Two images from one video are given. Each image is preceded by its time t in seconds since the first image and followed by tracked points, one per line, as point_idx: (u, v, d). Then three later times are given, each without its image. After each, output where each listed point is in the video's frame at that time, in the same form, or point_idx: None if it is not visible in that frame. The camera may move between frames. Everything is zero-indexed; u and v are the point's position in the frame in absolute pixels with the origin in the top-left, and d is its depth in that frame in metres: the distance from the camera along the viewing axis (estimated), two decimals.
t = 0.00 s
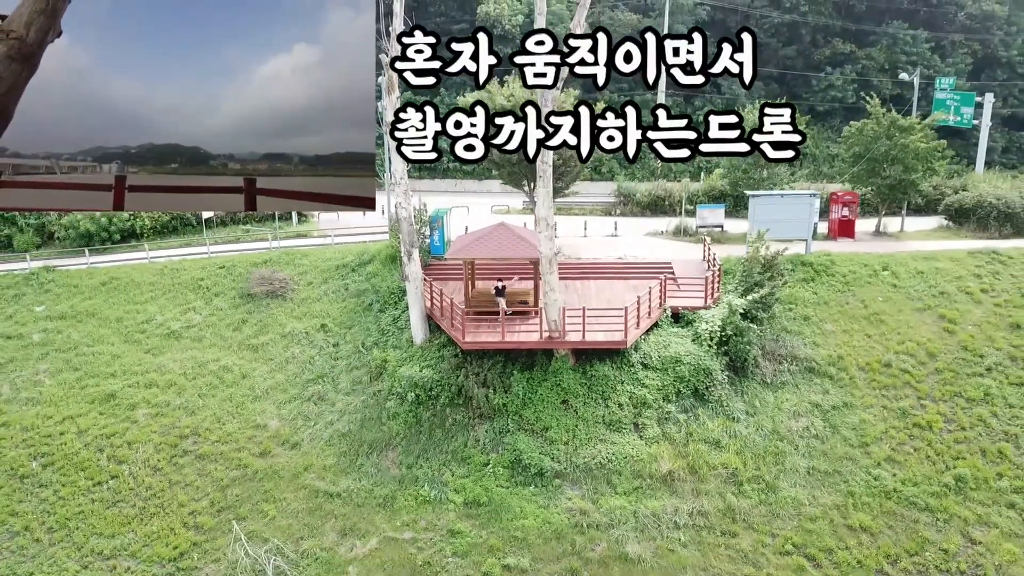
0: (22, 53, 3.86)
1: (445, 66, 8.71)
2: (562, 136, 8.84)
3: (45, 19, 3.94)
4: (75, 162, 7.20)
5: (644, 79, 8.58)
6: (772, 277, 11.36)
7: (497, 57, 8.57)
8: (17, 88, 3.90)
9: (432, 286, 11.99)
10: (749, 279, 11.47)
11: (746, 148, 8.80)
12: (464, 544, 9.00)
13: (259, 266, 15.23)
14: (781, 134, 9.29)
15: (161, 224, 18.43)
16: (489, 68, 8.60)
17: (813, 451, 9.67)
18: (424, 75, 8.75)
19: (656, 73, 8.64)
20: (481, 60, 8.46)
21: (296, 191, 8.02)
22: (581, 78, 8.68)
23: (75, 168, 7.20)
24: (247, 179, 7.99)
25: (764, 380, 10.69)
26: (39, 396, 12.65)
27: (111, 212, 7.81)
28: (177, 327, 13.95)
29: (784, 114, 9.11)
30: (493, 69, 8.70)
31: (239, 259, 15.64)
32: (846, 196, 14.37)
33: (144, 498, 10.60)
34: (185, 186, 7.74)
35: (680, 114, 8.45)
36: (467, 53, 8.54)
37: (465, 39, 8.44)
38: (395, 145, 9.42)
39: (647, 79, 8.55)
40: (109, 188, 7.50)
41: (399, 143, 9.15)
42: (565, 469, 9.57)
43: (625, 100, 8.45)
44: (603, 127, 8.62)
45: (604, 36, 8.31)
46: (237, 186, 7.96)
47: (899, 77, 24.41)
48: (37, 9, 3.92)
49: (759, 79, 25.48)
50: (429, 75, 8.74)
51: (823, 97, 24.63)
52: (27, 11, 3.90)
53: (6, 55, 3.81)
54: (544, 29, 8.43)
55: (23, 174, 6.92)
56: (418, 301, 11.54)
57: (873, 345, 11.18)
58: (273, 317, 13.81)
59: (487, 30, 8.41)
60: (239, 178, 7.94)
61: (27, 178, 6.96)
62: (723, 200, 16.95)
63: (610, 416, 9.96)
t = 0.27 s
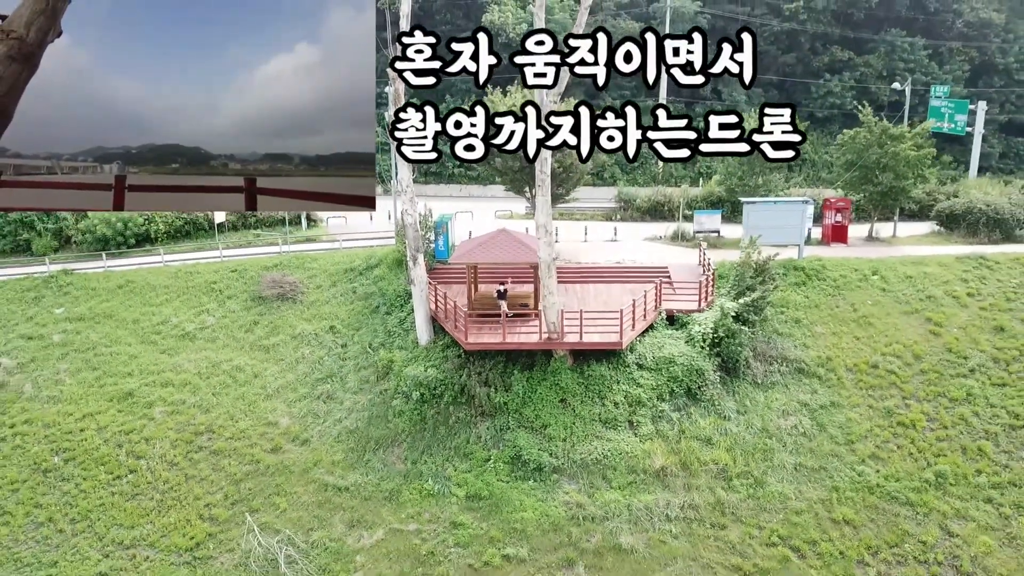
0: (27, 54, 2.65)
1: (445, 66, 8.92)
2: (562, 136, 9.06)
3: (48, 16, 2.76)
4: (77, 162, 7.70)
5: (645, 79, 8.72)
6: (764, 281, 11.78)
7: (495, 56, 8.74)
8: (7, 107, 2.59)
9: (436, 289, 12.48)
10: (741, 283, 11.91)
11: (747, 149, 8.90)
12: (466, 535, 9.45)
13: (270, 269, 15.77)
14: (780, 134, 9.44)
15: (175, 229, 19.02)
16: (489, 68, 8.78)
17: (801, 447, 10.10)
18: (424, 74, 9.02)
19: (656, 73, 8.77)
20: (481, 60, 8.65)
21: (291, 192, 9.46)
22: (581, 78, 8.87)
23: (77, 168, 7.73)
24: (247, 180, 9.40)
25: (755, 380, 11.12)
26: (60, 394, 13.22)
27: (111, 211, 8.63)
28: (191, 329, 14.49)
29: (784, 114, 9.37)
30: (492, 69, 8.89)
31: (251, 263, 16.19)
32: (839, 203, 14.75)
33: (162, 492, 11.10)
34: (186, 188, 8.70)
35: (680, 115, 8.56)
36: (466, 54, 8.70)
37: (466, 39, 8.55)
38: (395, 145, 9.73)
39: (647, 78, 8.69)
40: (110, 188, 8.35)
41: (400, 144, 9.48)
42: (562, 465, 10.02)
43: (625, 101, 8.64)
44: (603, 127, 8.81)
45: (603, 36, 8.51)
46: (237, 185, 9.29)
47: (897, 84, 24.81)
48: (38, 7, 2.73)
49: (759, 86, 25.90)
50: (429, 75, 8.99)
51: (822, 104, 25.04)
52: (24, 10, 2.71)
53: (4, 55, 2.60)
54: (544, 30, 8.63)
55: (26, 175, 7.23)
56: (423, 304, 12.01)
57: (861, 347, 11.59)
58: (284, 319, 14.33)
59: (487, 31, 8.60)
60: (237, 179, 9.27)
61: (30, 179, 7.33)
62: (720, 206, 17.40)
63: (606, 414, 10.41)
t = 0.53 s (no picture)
0: (26, 54, 2.60)
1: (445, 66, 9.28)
2: (562, 136, 9.36)
3: (49, 15, 2.75)
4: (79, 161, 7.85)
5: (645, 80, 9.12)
6: (756, 285, 12.21)
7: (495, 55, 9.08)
8: (7, 110, 2.53)
9: (441, 294, 12.97)
10: (734, 287, 12.36)
11: (746, 148, 9.30)
12: (469, 528, 9.91)
13: (280, 274, 16.31)
14: (780, 135, 9.88)
15: (188, 234, 19.62)
16: (489, 68, 9.14)
17: (789, 446, 10.53)
18: (424, 74, 9.39)
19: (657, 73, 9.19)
20: (481, 61, 9.03)
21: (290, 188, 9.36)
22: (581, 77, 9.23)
23: (76, 169, 7.82)
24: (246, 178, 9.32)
25: (747, 382, 11.56)
26: (80, 393, 13.79)
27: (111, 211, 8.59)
28: (205, 331, 15.04)
29: (784, 114, 9.77)
30: (492, 68, 9.23)
31: (261, 267, 16.74)
32: (832, 210, 15.16)
33: (178, 487, 11.61)
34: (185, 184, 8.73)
35: (681, 115, 8.93)
36: (467, 53, 9.05)
37: (466, 38, 8.93)
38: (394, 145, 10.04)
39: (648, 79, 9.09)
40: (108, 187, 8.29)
41: (400, 144, 9.80)
42: (560, 461, 10.48)
43: (625, 101, 9.00)
44: (603, 127, 9.14)
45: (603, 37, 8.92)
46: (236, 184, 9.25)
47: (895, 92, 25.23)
48: (37, 6, 2.69)
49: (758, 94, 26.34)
50: (431, 75, 9.35)
51: (821, 111, 25.48)
52: (22, 10, 2.67)
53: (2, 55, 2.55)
54: (544, 30, 8.96)
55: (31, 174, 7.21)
56: (428, 307, 12.51)
57: (849, 350, 12.01)
58: (294, 322, 14.87)
59: (487, 32, 8.95)
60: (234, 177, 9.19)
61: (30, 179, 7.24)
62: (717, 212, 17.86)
63: (602, 413, 10.87)
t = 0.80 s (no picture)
0: (29, 57, 2.07)
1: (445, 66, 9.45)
2: (562, 136, 9.48)
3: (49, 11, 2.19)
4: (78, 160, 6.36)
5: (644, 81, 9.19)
6: (749, 290, 12.66)
7: (493, 55, 9.25)
8: (5, 122, 2.04)
9: (445, 298, 13.48)
10: (728, 292, 12.80)
11: (746, 148, 9.34)
12: (471, 522, 10.39)
13: (290, 278, 16.88)
14: (781, 135, 9.98)
15: (201, 240, 20.21)
16: (487, 70, 9.33)
17: (778, 444, 10.98)
18: (425, 74, 9.59)
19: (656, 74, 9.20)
20: (481, 61, 9.19)
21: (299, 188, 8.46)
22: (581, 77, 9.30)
23: (79, 168, 6.40)
24: (247, 177, 8.42)
25: (739, 383, 11.99)
26: (99, 393, 14.37)
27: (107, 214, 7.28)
28: (218, 333, 15.59)
29: (783, 114, 9.87)
30: (491, 67, 9.39)
31: (272, 272, 17.30)
32: (825, 216, 15.59)
33: (194, 482, 12.14)
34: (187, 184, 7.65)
35: (680, 116, 9.01)
36: (466, 53, 9.23)
37: (467, 39, 9.13)
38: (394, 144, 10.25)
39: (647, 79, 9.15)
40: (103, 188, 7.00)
41: (400, 144, 9.97)
42: (559, 459, 10.95)
43: (625, 102, 9.13)
44: (603, 127, 9.23)
45: (603, 37, 8.96)
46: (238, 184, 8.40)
47: (893, 99, 25.67)
48: (36, 2, 2.14)
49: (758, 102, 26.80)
50: (430, 73, 9.57)
51: (820, 118, 25.91)
52: (18, 7, 2.12)
53: None
54: (544, 30, 8.97)
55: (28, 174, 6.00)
56: (433, 311, 13.02)
57: (839, 353, 12.44)
58: (304, 325, 15.41)
59: (486, 32, 9.11)
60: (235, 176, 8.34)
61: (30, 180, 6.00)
62: (715, 219, 18.32)
63: (599, 413, 11.35)
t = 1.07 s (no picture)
0: (24, 54, 2.59)
1: (445, 66, 9.81)
2: (562, 135, 9.82)
3: (47, 14, 2.70)
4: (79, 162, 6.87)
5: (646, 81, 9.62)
6: (742, 295, 13.12)
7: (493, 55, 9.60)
8: (7, 110, 2.55)
9: (449, 302, 13.99)
10: (722, 297, 13.26)
11: (745, 148, 9.77)
12: (473, 516, 10.87)
13: (299, 282, 17.43)
14: (781, 135, 10.37)
15: (213, 245, 20.80)
16: (487, 69, 9.71)
17: (768, 443, 11.43)
18: (424, 74, 9.91)
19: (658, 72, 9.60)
20: (481, 61, 9.57)
21: (298, 188, 8.26)
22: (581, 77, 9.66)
23: (78, 168, 6.90)
24: (247, 176, 8.22)
25: (732, 384, 12.45)
26: (116, 393, 14.93)
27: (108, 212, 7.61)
28: (230, 336, 16.15)
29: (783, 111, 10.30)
30: (491, 67, 9.76)
31: (282, 277, 17.86)
32: (819, 223, 16.04)
33: (208, 478, 12.66)
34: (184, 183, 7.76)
35: (680, 116, 9.45)
36: (467, 53, 9.59)
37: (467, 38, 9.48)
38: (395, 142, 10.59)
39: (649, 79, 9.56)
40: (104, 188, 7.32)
41: (401, 143, 10.31)
42: (557, 456, 11.41)
43: (625, 103, 9.53)
44: (604, 127, 9.66)
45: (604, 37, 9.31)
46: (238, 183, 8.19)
47: (891, 107, 26.12)
48: (35, 5, 2.65)
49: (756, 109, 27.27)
50: (431, 73, 9.91)
51: (818, 125, 26.37)
52: (21, 8, 2.63)
53: None
54: (544, 31, 9.30)
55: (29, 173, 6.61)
56: (437, 315, 13.53)
57: (829, 355, 12.88)
58: (313, 328, 15.95)
59: (486, 33, 9.47)
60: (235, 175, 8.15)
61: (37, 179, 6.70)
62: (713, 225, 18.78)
63: (597, 412, 11.82)
